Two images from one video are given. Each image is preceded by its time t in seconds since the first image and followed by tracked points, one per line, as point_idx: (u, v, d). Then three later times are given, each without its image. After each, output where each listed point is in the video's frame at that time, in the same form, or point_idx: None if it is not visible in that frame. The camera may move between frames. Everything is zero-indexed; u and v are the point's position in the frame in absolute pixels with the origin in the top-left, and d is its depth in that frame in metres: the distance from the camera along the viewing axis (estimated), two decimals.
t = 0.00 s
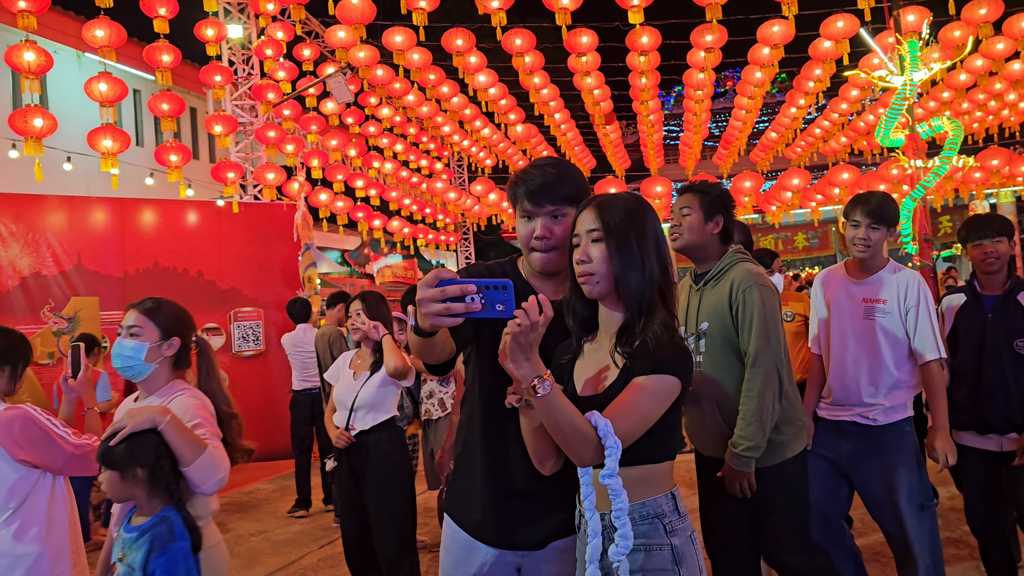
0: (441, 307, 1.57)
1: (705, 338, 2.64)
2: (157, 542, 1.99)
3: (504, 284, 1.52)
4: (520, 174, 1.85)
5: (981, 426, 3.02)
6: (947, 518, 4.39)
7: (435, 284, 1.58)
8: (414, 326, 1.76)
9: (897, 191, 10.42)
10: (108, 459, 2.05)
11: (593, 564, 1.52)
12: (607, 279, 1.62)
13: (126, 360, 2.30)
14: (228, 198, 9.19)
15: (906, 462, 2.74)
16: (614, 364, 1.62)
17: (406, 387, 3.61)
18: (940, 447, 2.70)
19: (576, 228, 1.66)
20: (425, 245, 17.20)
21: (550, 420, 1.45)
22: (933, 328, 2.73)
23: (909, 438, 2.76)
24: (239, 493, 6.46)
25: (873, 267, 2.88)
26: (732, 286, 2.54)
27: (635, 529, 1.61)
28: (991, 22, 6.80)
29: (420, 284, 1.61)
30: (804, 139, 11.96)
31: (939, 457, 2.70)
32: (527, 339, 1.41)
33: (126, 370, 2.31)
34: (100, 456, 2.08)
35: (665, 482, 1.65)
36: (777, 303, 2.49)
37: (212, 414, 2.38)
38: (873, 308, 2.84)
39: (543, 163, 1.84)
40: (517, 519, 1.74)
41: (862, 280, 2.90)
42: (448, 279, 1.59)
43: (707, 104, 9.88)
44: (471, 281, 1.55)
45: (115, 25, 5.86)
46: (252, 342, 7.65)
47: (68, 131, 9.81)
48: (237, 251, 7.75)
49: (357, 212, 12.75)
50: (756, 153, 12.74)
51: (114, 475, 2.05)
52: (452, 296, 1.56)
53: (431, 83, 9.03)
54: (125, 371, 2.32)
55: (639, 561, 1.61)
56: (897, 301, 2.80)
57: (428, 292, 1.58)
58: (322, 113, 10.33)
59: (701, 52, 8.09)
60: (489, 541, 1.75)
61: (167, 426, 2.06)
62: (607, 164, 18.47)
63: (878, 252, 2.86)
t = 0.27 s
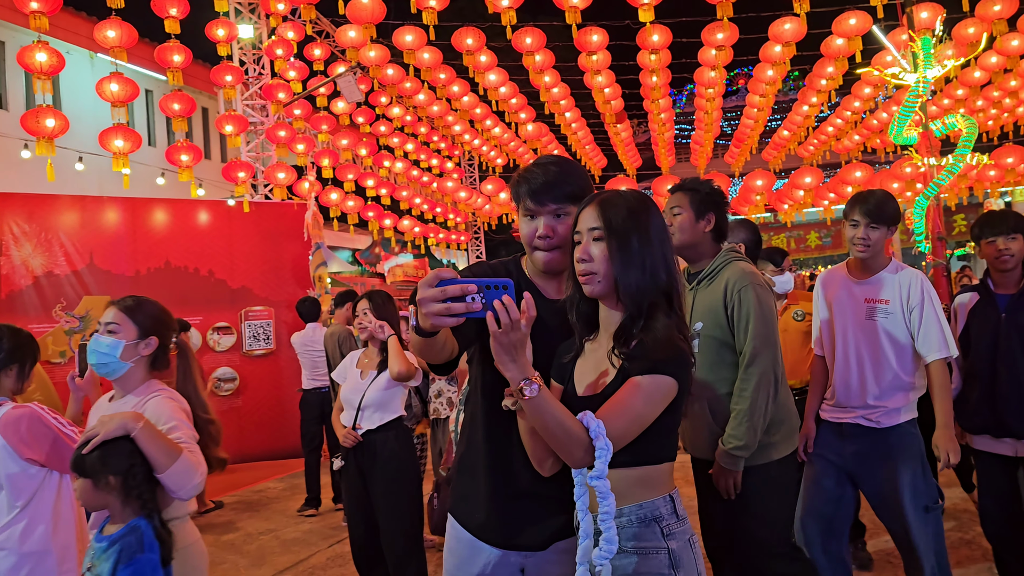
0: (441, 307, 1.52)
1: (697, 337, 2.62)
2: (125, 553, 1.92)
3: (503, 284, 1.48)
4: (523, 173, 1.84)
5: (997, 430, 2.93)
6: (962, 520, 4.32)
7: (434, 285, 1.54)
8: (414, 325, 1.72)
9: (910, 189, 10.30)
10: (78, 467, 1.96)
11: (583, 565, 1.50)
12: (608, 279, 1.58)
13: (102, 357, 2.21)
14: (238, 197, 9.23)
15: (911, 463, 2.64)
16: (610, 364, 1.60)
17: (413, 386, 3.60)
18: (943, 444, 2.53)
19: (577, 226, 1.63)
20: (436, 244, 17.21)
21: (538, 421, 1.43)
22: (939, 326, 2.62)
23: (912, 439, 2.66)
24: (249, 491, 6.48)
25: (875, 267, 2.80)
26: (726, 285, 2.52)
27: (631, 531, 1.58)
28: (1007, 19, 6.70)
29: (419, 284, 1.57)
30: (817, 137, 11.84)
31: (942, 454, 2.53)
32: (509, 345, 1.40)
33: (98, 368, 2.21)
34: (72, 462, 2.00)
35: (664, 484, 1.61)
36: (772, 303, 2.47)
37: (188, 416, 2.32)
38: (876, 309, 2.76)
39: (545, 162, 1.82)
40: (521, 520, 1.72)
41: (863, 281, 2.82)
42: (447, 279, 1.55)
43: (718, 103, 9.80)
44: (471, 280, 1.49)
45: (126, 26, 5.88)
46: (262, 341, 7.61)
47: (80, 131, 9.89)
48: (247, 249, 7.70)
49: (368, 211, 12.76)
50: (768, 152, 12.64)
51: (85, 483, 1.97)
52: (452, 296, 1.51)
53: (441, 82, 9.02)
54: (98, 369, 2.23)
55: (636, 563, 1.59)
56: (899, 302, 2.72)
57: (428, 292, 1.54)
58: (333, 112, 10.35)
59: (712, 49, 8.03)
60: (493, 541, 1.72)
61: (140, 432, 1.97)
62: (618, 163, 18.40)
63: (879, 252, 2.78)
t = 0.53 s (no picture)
0: (441, 307, 1.44)
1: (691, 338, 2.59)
2: (92, 559, 1.84)
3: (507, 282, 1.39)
4: (526, 171, 1.83)
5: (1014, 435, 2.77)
6: (979, 524, 4.24)
7: (435, 284, 1.47)
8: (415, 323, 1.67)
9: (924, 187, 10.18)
10: (48, 471, 1.88)
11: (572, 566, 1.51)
12: (609, 276, 1.55)
13: (79, 355, 2.17)
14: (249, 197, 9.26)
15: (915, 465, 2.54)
16: (607, 364, 1.57)
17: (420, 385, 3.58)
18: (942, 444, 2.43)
19: (578, 223, 1.60)
20: (446, 243, 17.23)
21: (529, 417, 1.39)
22: (940, 324, 2.52)
23: (916, 442, 2.56)
24: (259, 490, 6.50)
25: (872, 267, 2.71)
26: (720, 284, 2.48)
27: (630, 533, 1.55)
28: None
29: (417, 284, 1.50)
30: (830, 135, 11.72)
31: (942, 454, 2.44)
32: (511, 337, 1.37)
33: (77, 366, 2.18)
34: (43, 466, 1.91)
35: (666, 486, 1.58)
36: (768, 301, 2.43)
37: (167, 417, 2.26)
38: (875, 310, 2.67)
39: (548, 160, 1.82)
40: (523, 520, 1.70)
41: (861, 282, 2.73)
42: (446, 278, 1.48)
43: (730, 101, 9.72)
44: (471, 280, 1.41)
45: (137, 26, 5.91)
46: (273, 340, 7.62)
47: (93, 131, 9.97)
48: (258, 249, 7.71)
49: (378, 210, 12.77)
50: (780, 151, 12.54)
51: (54, 487, 1.88)
52: (452, 296, 1.43)
53: (451, 82, 9.02)
54: (76, 367, 2.19)
55: (634, 567, 1.55)
56: (898, 302, 2.62)
57: (427, 292, 1.47)
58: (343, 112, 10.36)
59: (722, 47, 7.98)
60: (496, 542, 1.71)
61: (113, 433, 1.90)
62: (629, 162, 18.32)
63: (875, 252, 2.70)
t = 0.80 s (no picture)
0: (439, 305, 1.42)
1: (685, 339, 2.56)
2: (55, 559, 1.76)
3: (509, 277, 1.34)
4: (529, 169, 1.82)
5: None
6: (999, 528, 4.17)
7: (431, 282, 1.47)
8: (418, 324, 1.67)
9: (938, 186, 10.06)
10: (21, 469, 1.80)
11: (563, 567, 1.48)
12: (610, 276, 1.51)
13: (55, 354, 2.06)
14: (260, 196, 9.28)
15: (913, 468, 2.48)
16: (606, 364, 1.54)
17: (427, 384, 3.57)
18: (940, 443, 2.39)
19: (579, 221, 1.57)
20: (457, 242, 17.23)
21: (526, 413, 1.34)
22: (934, 324, 2.46)
23: (915, 444, 2.50)
24: (270, 488, 6.52)
25: (865, 269, 2.66)
26: (713, 284, 2.45)
27: (631, 536, 1.50)
28: None
29: (417, 283, 1.49)
30: (842, 133, 11.60)
31: (938, 455, 2.39)
32: (512, 327, 1.32)
33: (53, 364, 2.08)
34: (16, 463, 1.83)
35: (667, 488, 1.53)
36: (763, 300, 2.40)
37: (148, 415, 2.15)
38: (871, 312, 2.62)
39: (552, 157, 1.80)
40: (527, 522, 1.69)
41: (854, 284, 2.68)
42: (444, 276, 1.47)
43: (741, 99, 9.64)
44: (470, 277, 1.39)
45: (148, 27, 5.93)
46: (283, 339, 7.62)
47: (105, 131, 10.04)
48: (268, 248, 7.71)
49: (389, 209, 12.78)
50: (792, 149, 12.44)
51: (25, 485, 1.81)
52: (450, 293, 1.42)
53: (462, 81, 9.01)
54: (53, 367, 2.09)
55: (634, 570, 1.51)
56: (893, 302, 2.58)
57: (425, 290, 1.46)
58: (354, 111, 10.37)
59: (734, 46, 7.90)
60: (500, 542, 1.69)
61: (89, 431, 1.81)
62: (641, 161, 18.24)
63: (866, 253, 2.65)
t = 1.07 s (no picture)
0: (439, 305, 1.40)
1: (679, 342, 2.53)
2: (29, 556, 1.76)
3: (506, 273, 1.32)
4: (532, 168, 1.80)
5: None
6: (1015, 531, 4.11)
7: (432, 280, 1.44)
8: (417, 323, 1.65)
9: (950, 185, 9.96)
10: None
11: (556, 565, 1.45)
12: (610, 275, 1.48)
13: (37, 353, 2.04)
14: (269, 196, 9.30)
15: (908, 472, 2.43)
16: (605, 364, 1.53)
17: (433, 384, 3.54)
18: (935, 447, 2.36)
19: (580, 220, 1.55)
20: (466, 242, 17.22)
21: (521, 403, 1.35)
22: (926, 325, 2.43)
23: (910, 448, 2.45)
24: (278, 487, 6.52)
25: (854, 271, 2.62)
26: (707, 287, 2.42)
27: (632, 538, 1.47)
28: None
29: (416, 281, 1.46)
30: (853, 132, 11.50)
31: (934, 458, 2.35)
32: (510, 320, 1.31)
33: (36, 363, 2.05)
34: None
35: (668, 489, 1.50)
36: (757, 302, 2.39)
37: (134, 414, 2.13)
38: (862, 314, 2.57)
39: (556, 156, 1.79)
40: (530, 523, 1.68)
41: (846, 288, 2.63)
42: (444, 274, 1.44)
43: (751, 98, 9.57)
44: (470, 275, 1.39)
45: (157, 27, 5.94)
46: (292, 338, 7.63)
47: (116, 132, 10.10)
48: (277, 247, 7.72)
49: (398, 209, 12.78)
50: (803, 148, 12.35)
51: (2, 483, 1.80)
52: (450, 292, 1.41)
53: (471, 80, 8.99)
54: (37, 367, 2.07)
55: (634, 572, 1.48)
56: (883, 305, 2.53)
57: (425, 288, 1.43)
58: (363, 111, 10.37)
59: (743, 44, 7.83)
60: (503, 542, 1.69)
61: (70, 429, 1.80)
62: (650, 160, 18.16)
63: (854, 255, 2.61)
